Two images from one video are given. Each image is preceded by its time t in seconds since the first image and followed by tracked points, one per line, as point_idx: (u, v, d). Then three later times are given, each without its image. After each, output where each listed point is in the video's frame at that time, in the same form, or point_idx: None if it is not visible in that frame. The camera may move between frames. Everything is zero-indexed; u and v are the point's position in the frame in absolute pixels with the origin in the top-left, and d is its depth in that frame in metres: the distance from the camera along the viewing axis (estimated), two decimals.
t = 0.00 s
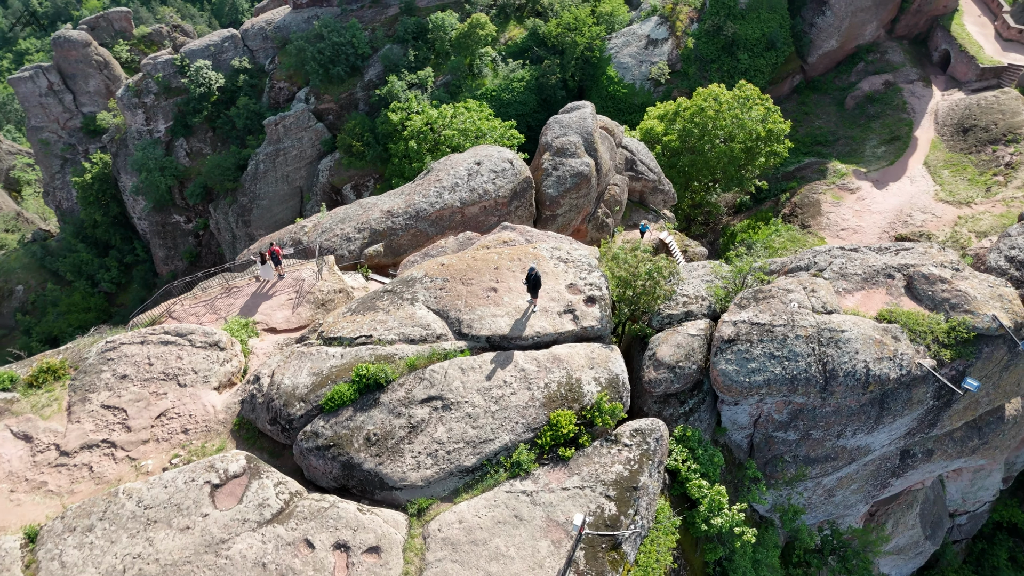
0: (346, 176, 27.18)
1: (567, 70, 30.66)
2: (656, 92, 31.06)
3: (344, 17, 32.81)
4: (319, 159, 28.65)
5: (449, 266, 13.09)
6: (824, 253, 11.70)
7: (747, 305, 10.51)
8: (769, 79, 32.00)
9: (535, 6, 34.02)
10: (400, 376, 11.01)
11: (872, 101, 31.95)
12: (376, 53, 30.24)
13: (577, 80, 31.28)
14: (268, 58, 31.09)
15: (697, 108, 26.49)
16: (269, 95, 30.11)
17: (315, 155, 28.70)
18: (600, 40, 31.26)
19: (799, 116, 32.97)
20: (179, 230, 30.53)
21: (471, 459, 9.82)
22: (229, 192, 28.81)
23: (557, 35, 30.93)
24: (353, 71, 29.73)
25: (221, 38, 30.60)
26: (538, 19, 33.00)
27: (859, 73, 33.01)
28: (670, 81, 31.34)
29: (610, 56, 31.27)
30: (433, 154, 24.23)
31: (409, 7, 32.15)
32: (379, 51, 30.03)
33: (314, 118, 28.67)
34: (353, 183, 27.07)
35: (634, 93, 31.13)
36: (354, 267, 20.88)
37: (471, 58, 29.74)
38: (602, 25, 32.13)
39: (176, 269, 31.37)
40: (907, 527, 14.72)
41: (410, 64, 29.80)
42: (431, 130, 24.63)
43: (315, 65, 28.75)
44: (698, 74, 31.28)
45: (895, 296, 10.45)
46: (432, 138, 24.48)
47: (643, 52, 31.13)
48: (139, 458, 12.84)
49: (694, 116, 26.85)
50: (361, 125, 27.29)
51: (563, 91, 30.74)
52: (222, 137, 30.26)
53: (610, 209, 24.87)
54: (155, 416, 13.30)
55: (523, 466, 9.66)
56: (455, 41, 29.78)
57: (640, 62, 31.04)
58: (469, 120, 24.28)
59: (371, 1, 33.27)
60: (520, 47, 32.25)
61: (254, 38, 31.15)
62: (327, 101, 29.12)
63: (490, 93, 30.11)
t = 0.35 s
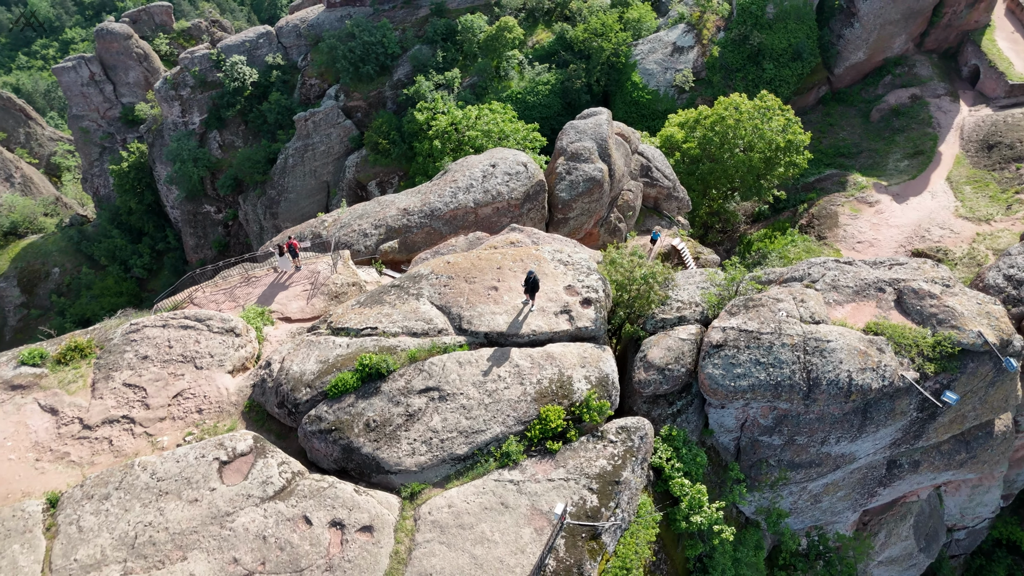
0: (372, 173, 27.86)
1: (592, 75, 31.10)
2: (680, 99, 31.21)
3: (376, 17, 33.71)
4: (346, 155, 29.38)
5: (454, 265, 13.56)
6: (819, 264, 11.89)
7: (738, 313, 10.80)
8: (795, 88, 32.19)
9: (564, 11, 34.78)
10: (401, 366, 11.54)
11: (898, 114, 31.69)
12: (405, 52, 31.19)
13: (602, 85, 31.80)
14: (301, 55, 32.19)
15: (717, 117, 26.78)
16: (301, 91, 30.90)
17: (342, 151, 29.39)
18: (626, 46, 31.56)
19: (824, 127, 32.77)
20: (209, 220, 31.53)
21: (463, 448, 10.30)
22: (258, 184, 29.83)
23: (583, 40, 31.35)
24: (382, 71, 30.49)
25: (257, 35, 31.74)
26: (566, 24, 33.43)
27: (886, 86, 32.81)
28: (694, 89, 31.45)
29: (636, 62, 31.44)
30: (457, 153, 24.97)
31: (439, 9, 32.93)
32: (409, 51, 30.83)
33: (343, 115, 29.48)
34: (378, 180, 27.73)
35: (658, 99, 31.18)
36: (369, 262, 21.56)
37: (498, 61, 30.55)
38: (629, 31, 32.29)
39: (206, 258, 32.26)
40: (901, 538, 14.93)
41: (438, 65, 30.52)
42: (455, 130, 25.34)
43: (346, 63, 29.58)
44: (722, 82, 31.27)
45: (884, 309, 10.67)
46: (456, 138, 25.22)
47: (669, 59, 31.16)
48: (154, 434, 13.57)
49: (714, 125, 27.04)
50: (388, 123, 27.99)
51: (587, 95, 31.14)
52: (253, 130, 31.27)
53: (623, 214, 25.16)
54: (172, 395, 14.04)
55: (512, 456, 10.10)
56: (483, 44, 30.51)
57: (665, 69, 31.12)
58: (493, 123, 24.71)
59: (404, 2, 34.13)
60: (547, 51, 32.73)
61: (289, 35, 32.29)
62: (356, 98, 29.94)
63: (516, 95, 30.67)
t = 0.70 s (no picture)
0: (394, 170, 28.59)
1: (614, 78, 31.50)
2: (700, 105, 31.16)
3: (403, 17, 34.44)
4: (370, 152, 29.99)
5: (458, 263, 14.00)
6: (813, 275, 12.08)
7: (728, 319, 11.05)
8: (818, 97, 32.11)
9: (589, 15, 34.89)
10: (402, 359, 12.02)
11: (921, 126, 31.44)
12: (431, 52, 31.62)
13: (624, 89, 31.98)
14: (328, 53, 33.10)
15: (735, 124, 26.94)
16: (327, 88, 31.62)
17: (367, 148, 30.02)
18: (649, 51, 31.65)
19: (845, 138, 32.41)
20: (236, 211, 32.61)
21: (456, 439, 10.71)
22: (284, 178, 30.71)
23: (606, 45, 31.71)
24: (408, 70, 31.02)
25: (287, 32, 32.99)
26: (590, 28, 33.67)
27: (910, 97, 32.53)
28: (715, 96, 31.50)
29: (658, 67, 31.57)
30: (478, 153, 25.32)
31: (466, 10, 33.49)
32: (434, 51, 31.29)
33: (368, 112, 30.08)
34: (400, 177, 28.42)
35: (678, 105, 31.21)
36: (381, 258, 22.13)
37: (522, 63, 30.89)
38: (652, 36, 32.42)
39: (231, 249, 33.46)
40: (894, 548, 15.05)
41: (463, 65, 31.07)
42: (476, 131, 25.75)
43: (372, 61, 30.15)
44: (743, 90, 31.34)
45: (873, 321, 10.85)
46: (477, 139, 25.64)
47: (691, 65, 31.30)
48: (168, 414, 14.22)
49: (731, 132, 27.18)
50: (411, 122, 28.47)
51: (609, 99, 31.40)
52: (281, 125, 32.22)
53: (634, 219, 25.36)
54: (186, 378, 14.70)
55: (502, 448, 10.51)
56: (507, 45, 30.90)
57: (687, 75, 31.16)
58: (513, 124, 25.29)
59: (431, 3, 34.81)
60: (570, 54, 32.88)
61: (318, 33, 33.32)
62: (382, 97, 30.55)
63: (537, 97, 30.98)
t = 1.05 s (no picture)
0: (419, 167, 29.24)
1: (640, 83, 31.51)
2: (725, 112, 31.08)
3: (434, 16, 35.25)
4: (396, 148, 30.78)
5: (463, 262, 14.50)
6: (808, 286, 12.29)
7: (718, 325, 11.33)
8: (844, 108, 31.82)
9: (618, 19, 34.95)
10: (403, 351, 12.53)
11: (947, 141, 31.08)
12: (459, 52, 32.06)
13: (649, 94, 32.00)
14: (360, 49, 33.95)
15: (755, 134, 26.90)
16: (357, 84, 32.67)
17: (394, 144, 30.80)
18: (675, 58, 31.83)
19: (870, 150, 32.09)
20: (265, 202, 33.55)
21: (449, 429, 11.19)
22: (313, 170, 31.53)
23: (633, 50, 31.72)
24: (437, 69, 31.66)
25: (321, 28, 33.98)
26: (619, 32, 33.90)
27: (938, 111, 32.13)
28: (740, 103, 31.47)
29: (684, 74, 31.51)
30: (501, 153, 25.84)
31: (496, 12, 34.09)
32: (463, 51, 31.86)
33: (396, 110, 30.84)
34: (424, 174, 29.04)
35: (703, 112, 31.02)
36: (396, 254, 22.75)
37: (549, 65, 31.29)
38: (679, 43, 32.63)
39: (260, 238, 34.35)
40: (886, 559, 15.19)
41: (490, 66, 31.58)
42: (500, 131, 26.29)
43: (402, 60, 30.83)
44: (769, 99, 31.16)
45: (862, 334, 11.03)
46: (500, 138, 26.13)
47: (716, 72, 31.11)
48: (183, 394, 14.96)
49: (751, 142, 27.19)
50: (438, 121, 29.08)
51: (633, 104, 31.68)
52: (311, 119, 33.07)
53: (647, 224, 25.53)
54: (201, 361, 15.44)
55: (493, 440, 10.95)
56: (535, 48, 31.39)
57: (712, 82, 31.15)
58: (535, 126, 25.82)
59: (463, 4, 35.59)
60: (597, 58, 33.33)
61: (350, 30, 34.08)
62: (410, 95, 31.30)
63: (562, 100, 31.18)
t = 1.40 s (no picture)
0: (442, 164, 29.71)
1: (663, 88, 31.36)
2: (747, 120, 30.88)
3: (462, 16, 35.97)
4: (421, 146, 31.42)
5: (469, 259, 14.93)
6: (802, 296, 12.46)
7: (710, 330, 11.57)
8: (868, 119, 31.57)
9: (645, 23, 34.85)
10: (405, 343, 13.00)
11: (972, 155, 30.71)
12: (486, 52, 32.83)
13: (672, 100, 31.88)
14: (389, 47, 34.53)
15: (774, 142, 26.95)
16: (386, 82, 33.31)
17: (418, 141, 31.48)
18: (700, 64, 31.62)
19: (893, 161, 31.84)
20: (292, 193, 34.26)
21: (444, 419, 11.61)
22: (338, 165, 32.12)
23: (659, 54, 31.71)
24: (463, 68, 32.34)
25: (352, 25, 34.86)
26: (645, 36, 33.95)
27: (964, 125, 31.78)
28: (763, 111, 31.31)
29: (708, 80, 31.37)
30: (522, 153, 26.36)
31: (523, 13, 34.57)
32: (489, 52, 32.43)
33: (422, 108, 31.55)
34: (447, 171, 29.49)
35: (725, 118, 30.88)
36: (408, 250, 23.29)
37: (574, 68, 31.49)
38: (704, 49, 32.42)
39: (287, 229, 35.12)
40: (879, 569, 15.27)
41: (516, 67, 32.05)
42: (523, 131, 26.80)
43: (429, 59, 31.67)
44: (792, 107, 31.14)
45: (852, 344, 11.18)
46: (522, 139, 26.63)
47: (740, 79, 31.07)
48: (197, 376, 15.63)
49: (770, 150, 27.17)
50: (462, 119, 29.57)
51: (657, 108, 31.59)
52: (339, 114, 33.76)
53: (658, 229, 25.65)
54: (215, 346, 16.12)
55: (485, 432, 11.34)
56: (560, 50, 31.70)
57: (735, 89, 30.79)
58: (560, 126, 26.26)
59: (491, 5, 36.34)
60: (622, 62, 33.37)
61: (381, 28, 34.95)
62: (436, 93, 32.02)
63: (586, 102, 31.17)
